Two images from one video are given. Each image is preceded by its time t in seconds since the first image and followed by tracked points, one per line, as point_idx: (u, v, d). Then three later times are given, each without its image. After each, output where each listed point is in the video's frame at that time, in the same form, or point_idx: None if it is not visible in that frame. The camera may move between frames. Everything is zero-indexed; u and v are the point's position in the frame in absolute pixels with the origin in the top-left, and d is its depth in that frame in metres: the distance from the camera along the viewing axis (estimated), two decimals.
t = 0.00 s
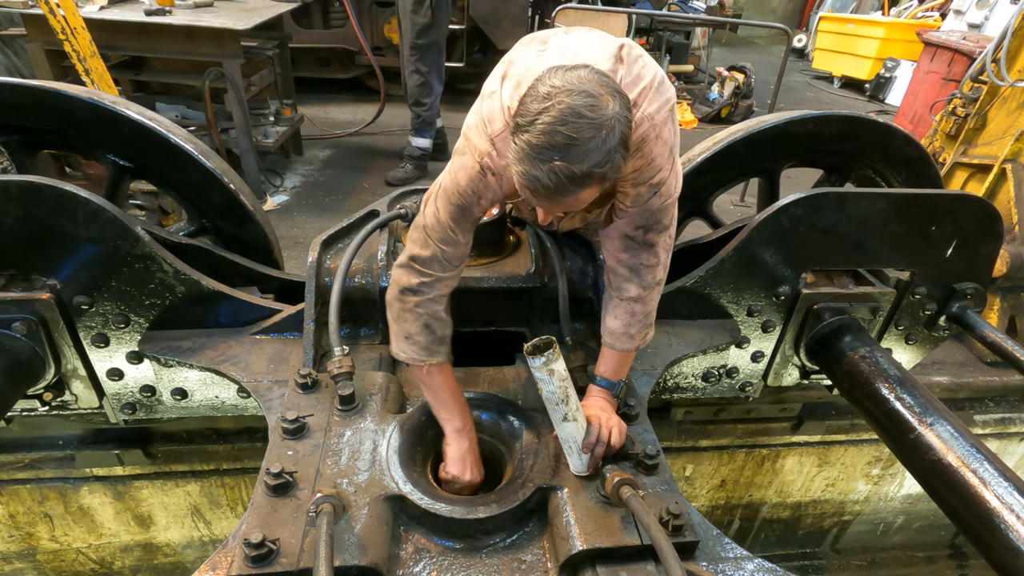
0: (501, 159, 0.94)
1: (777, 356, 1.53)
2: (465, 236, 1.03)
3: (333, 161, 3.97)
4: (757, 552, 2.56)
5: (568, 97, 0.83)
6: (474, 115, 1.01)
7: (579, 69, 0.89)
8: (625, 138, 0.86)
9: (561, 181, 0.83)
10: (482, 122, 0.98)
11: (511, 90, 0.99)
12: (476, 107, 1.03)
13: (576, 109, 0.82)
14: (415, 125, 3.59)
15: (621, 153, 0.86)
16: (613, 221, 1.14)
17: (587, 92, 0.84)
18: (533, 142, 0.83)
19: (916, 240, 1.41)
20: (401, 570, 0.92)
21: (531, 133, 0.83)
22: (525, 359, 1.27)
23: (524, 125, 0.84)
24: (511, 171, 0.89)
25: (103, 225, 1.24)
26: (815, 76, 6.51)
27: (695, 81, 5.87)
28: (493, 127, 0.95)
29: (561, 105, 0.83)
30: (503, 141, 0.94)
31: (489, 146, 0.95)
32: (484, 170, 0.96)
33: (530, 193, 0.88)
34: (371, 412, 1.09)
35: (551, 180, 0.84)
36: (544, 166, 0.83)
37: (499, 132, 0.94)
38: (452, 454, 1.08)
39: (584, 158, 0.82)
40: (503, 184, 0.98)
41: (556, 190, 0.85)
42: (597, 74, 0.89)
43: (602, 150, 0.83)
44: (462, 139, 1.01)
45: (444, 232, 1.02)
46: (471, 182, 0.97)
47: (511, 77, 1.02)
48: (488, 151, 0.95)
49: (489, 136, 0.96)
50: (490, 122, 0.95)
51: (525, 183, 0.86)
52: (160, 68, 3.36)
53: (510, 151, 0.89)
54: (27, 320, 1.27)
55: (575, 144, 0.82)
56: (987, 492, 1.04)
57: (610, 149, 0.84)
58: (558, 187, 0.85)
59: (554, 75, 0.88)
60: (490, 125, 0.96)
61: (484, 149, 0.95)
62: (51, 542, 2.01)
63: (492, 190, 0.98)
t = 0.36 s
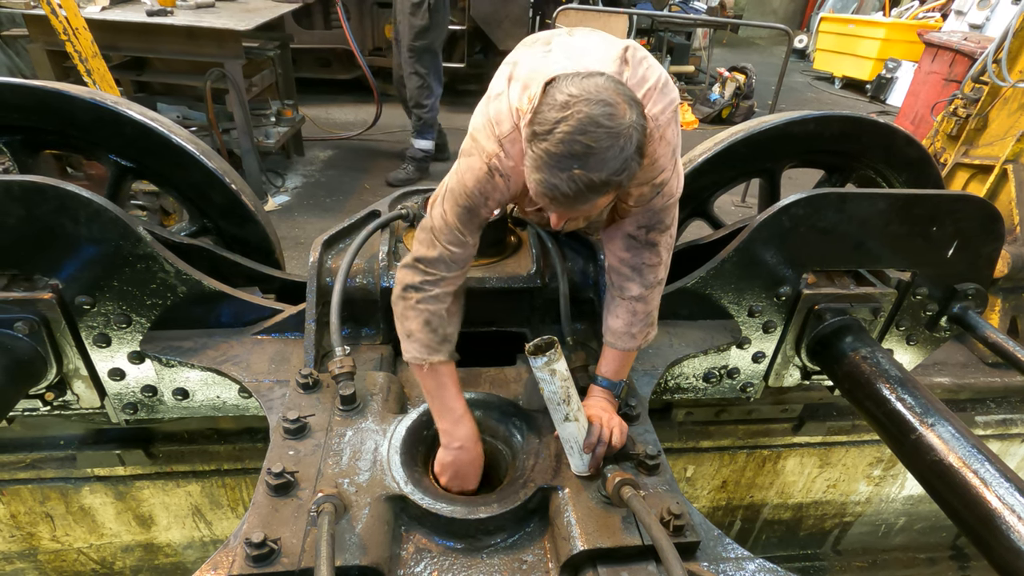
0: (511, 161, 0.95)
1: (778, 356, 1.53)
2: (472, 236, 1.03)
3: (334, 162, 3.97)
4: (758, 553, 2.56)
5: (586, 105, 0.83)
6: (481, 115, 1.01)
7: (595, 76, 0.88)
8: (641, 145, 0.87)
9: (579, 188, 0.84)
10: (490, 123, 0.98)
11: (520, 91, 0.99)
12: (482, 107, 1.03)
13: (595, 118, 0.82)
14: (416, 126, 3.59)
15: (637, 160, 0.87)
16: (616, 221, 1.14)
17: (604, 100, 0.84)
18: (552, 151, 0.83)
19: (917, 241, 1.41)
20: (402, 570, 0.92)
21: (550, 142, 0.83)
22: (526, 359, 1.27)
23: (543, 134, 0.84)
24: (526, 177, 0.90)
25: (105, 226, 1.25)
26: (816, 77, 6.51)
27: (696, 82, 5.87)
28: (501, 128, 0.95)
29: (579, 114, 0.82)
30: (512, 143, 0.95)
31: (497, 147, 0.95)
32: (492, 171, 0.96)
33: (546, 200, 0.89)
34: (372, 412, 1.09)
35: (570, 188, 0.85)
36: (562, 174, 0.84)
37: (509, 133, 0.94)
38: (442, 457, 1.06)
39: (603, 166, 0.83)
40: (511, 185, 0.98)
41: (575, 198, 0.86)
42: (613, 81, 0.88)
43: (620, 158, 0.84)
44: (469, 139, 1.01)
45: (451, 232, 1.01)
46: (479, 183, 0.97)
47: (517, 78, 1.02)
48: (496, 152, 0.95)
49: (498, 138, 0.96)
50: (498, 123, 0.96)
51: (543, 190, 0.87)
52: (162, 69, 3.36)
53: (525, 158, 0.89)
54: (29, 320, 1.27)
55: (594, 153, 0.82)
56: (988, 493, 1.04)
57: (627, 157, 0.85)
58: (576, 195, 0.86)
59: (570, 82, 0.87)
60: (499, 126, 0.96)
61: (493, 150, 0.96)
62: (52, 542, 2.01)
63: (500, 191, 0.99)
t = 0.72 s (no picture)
0: (514, 155, 0.96)
1: (779, 357, 1.53)
2: (471, 229, 1.03)
3: (335, 163, 3.97)
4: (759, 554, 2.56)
5: (597, 101, 0.83)
6: (484, 108, 1.02)
7: (604, 72, 0.89)
8: (651, 141, 0.87)
9: (592, 184, 0.84)
10: (494, 116, 0.98)
11: (524, 85, 0.99)
12: (485, 100, 1.03)
13: (606, 113, 0.83)
14: (417, 126, 3.59)
15: (647, 155, 0.87)
16: (617, 222, 1.15)
17: (615, 95, 0.84)
18: (563, 145, 0.83)
19: (918, 241, 1.41)
20: (403, 570, 0.92)
21: (561, 136, 0.83)
22: (527, 359, 1.27)
23: (554, 129, 0.84)
24: (535, 172, 0.90)
25: (106, 226, 1.25)
26: (817, 78, 6.51)
27: (697, 83, 5.87)
28: (504, 122, 0.96)
29: (590, 108, 0.83)
30: (516, 137, 0.95)
31: (501, 140, 0.96)
32: (495, 164, 0.97)
33: (556, 196, 0.88)
34: (373, 412, 1.09)
35: (581, 183, 0.85)
36: (573, 168, 0.84)
37: (512, 127, 0.95)
38: (452, 452, 1.06)
39: (614, 161, 0.83)
40: (512, 178, 0.99)
41: (585, 193, 0.86)
42: (622, 76, 0.89)
43: (631, 154, 0.84)
44: (471, 131, 1.02)
45: (450, 223, 1.01)
46: (481, 176, 0.98)
47: (521, 73, 1.02)
48: (499, 145, 0.96)
49: (502, 131, 0.96)
50: (502, 116, 0.96)
51: (553, 185, 0.87)
52: (163, 70, 3.37)
53: (534, 152, 0.89)
54: (30, 320, 1.27)
55: (605, 148, 0.82)
56: (990, 494, 1.04)
57: (638, 152, 0.84)
58: (586, 190, 0.85)
59: (579, 77, 0.87)
60: (502, 119, 0.96)
61: (496, 143, 0.96)
62: (53, 542, 2.01)
63: (501, 184, 1.00)
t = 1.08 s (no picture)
0: (523, 151, 0.97)
1: (780, 358, 1.53)
2: (481, 226, 1.03)
3: (336, 164, 3.98)
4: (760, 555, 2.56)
5: (617, 109, 0.84)
6: (494, 105, 1.02)
7: (622, 80, 0.90)
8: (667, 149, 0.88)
9: (611, 191, 0.85)
10: (504, 112, 0.99)
11: (535, 83, 1.00)
12: (494, 97, 1.04)
13: (626, 121, 0.83)
14: (418, 127, 3.59)
15: (664, 163, 0.88)
16: (619, 222, 1.15)
17: (634, 103, 0.85)
18: (583, 152, 0.83)
19: (919, 242, 1.41)
20: (404, 571, 0.92)
21: (581, 142, 0.84)
22: (528, 359, 1.27)
23: (574, 135, 0.84)
24: (551, 176, 0.89)
25: (108, 226, 1.25)
26: (818, 78, 6.51)
27: (698, 83, 5.87)
28: (515, 118, 0.97)
29: (611, 117, 0.83)
30: (527, 134, 0.97)
31: (512, 137, 0.97)
32: (506, 161, 0.98)
33: (573, 200, 0.88)
34: (374, 413, 1.09)
35: (601, 190, 0.85)
36: (592, 175, 0.84)
37: (522, 123, 0.97)
38: (461, 456, 1.06)
39: (633, 168, 0.84)
40: (522, 174, 1.00)
41: (603, 200, 0.87)
42: (639, 84, 0.90)
43: (649, 162, 0.85)
44: (479, 128, 1.02)
45: (461, 220, 1.01)
46: (492, 173, 0.98)
47: (531, 70, 1.03)
48: (510, 142, 0.97)
49: (513, 128, 0.97)
50: (513, 112, 0.98)
51: (571, 191, 0.87)
52: (164, 71, 3.37)
53: (550, 156, 0.89)
54: (31, 320, 1.27)
55: (625, 156, 0.83)
56: (990, 495, 1.04)
57: (655, 160, 0.85)
58: (605, 197, 0.86)
59: (598, 84, 0.88)
60: (513, 116, 0.98)
61: (506, 140, 0.97)
62: (54, 542, 2.01)
63: (512, 181, 1.00)
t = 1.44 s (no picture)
0: (529, 159, 0.98)
1: (781, 359, 1.53)
2: (488, 235, 1.03)
3: (336, 164, 3.98)
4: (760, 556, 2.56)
5: (627, 115, 0.84)
6: (499, 112, 1.02)
7: (631, 85, 0.90)
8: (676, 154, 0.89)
9: (621, 198, 0.85)
10: (509, 120, 1.00)
11: (540, 90, 1.01)
12: (499, 103, 1.04)
13: (636, 128, 0.84)
14: (419, 127, 3.59)
15: (673, 168, 0.89)
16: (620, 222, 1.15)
17: (644, 109, 0.86)
18: (593, 160, 0.84)
19: (920, 243, 1.41)
20: (405, 572, 0.92)
21: (591, 150, 0.84)
22: (529, 360, 1.27)
23: (584, 142, 0.84)
24: (560, 183, 0.89)
25: (108, 227, 1.25)
26: (818, 79, 6.50)
27: (698, 84, 5.87)
28: (520, 126, 0.98)
29: (621, 123, 0.84)
30: (532, 141, 0.98)
31: (517, 145, 0.97)
32: (512, 169, 0.98)
33: (583, 206, 0.88)
34: (375, 413, 1.09)
35: (611, 197, 0.85)
36: (603, 182, 0.84)
37: (528, 131, 0.98)
38: (456, 462, 1.06)
39: (643, 174, 0.85)
40: (528, 182, 1.01)
41: (614, 205, 0.87)
42: (647, 90, 0.90)
43: (659, 168, 0.85)
44: (484, 136, 1.02)
45: (469, 229, 1.00)
46: (499, 182, 0.98)
47: (535, 76, 1.04)
48: (516, 149, 0.98)
49: (519, 135, 0.98)
50: (518, 120, 0.98)
51: (582, 198, 0.87)
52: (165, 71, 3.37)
53: (558, 163, 0.89)
54: (32, 321, 1.27)
55: (636, 163, 0.84)
56: (992, 496, 1.04)
57: (665, 166, 0.86)
58: (616, 203, 0.86)
59: (608, 91, 0.89)
60: (518, 124, 0.98)
61: (512, 148, 0.98)
62: (54, 543, 2.01)
63: (518, 189, 1.00)
